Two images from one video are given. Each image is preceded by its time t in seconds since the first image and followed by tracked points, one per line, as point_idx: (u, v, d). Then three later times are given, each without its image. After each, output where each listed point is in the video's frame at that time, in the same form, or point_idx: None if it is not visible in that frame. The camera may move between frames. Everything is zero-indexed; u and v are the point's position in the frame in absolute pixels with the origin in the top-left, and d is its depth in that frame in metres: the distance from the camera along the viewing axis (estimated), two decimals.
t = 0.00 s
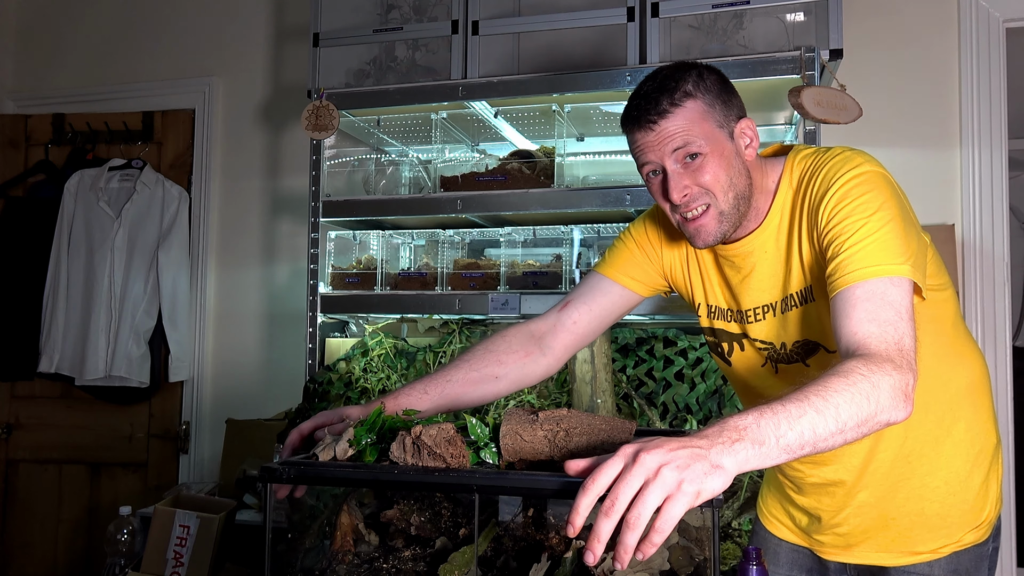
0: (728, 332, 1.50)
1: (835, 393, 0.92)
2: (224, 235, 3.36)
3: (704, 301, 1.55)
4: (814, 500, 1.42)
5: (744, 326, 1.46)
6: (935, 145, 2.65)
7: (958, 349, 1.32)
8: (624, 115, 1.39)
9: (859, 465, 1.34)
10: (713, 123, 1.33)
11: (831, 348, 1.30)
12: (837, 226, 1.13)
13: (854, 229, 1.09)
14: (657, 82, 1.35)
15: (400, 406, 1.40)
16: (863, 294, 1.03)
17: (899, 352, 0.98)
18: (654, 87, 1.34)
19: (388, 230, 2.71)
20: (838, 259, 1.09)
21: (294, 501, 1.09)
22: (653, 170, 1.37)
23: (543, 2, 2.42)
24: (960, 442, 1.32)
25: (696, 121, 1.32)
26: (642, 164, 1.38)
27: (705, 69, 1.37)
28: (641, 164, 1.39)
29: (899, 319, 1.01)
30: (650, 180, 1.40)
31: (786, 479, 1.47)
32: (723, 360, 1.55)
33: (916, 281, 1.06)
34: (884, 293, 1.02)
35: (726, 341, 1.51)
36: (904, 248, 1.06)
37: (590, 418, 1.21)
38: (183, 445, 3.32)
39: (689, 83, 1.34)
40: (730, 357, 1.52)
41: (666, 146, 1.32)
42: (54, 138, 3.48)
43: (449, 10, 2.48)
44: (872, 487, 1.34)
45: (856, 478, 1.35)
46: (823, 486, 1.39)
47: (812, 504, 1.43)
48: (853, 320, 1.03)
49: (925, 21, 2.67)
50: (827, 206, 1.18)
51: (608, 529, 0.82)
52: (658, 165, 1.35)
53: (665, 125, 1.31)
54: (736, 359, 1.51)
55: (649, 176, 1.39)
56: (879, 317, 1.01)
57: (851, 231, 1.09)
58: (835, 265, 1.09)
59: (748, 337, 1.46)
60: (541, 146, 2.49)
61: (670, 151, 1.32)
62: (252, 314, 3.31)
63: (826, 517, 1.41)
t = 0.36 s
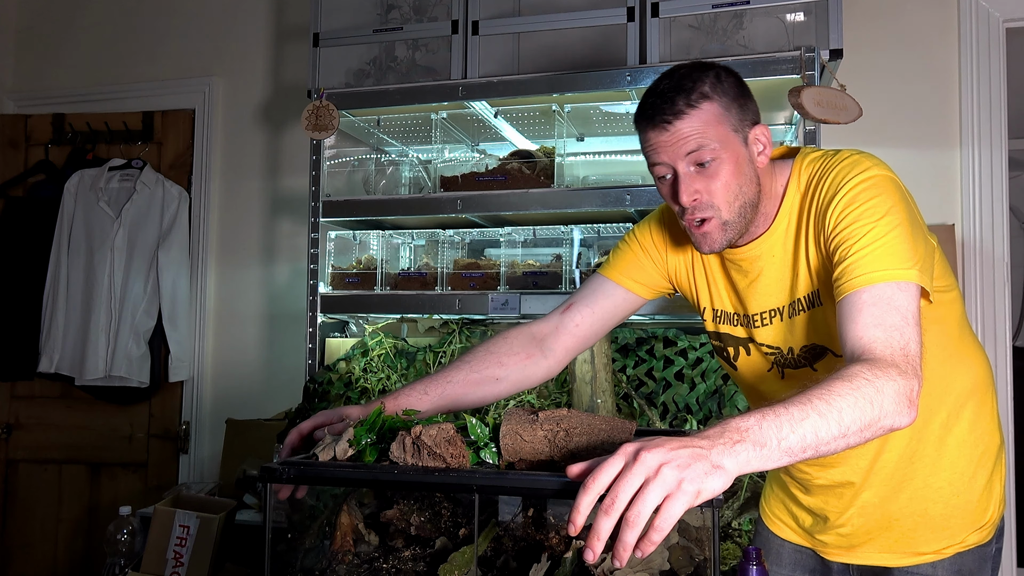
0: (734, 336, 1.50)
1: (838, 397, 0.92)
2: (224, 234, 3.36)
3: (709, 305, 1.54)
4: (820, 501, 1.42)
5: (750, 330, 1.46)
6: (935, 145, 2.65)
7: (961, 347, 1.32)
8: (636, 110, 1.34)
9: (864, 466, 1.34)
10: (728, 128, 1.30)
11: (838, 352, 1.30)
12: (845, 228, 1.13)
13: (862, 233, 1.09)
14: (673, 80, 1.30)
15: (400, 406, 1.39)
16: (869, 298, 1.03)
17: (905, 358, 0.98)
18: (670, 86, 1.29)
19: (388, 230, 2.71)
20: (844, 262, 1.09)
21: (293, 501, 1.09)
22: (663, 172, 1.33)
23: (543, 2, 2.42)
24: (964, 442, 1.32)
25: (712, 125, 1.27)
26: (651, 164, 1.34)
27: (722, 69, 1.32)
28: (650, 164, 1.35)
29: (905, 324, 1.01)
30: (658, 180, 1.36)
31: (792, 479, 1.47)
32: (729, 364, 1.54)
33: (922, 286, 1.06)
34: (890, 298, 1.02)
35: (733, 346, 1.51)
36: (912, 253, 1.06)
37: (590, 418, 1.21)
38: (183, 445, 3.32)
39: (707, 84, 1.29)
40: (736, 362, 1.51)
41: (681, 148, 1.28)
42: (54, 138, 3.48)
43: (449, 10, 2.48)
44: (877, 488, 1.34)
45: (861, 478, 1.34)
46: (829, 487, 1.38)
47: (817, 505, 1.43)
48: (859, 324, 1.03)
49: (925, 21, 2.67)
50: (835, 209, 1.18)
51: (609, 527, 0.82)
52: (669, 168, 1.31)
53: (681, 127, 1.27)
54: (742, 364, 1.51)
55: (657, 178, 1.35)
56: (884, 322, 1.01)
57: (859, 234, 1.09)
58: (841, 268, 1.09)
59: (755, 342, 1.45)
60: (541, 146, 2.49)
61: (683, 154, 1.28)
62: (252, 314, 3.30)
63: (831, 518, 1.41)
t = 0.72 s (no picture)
0: (740, 344, 1.47)
1: (839, 411, 0.95)
2: (224, 234, 3.36)
3: (714, 313, 1.51)
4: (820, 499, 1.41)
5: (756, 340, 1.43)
6: (935, 144, 2.65)
7: (958, 348, 1.33)
8: (678, 104, 1.27)
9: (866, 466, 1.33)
10: (773, 139, 1.24)
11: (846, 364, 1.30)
12: (856, 244, 1.14)
13: (874, 249, 1.10)
14: (725, 79, 1.24)
15: (400, 406, 1.42)
16: (879, 318, 1.05)
17: (908, 381, 1.01)
18: (721, 87, 1.23)
19: (388, 230, 2.71)
20: (855, 279, 1.11)
21: (293, 500, 1.10)
22: (698, 175, 1.26)
23: (543, 3, 2.42)
24: (962, 441, 1.32)
25: (758, 134, 1.22)
26: (686, 165, 1.27)
27: (773, 78, 1.27)
28: (683, 164, 1.28)
29: (912, 346, 1.04)
30: (689, 183, 1.29)
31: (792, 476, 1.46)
32: (735, 372, 1.52)
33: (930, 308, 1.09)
34: (899, 319, 1.05)
35: (738, 354, 1.49)
36: (923, 274, 1.08)
37: (590, 418, 1.22)
38: (183, 445, 3.32)
39: (759, 91, 1.23)
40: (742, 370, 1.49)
41: (724, 153, 1.21)
42: (54, 138, 3.48)
43: (449, 10, 2.48)
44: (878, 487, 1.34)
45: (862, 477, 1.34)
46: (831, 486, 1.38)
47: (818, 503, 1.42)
48: (865, 343, 1.05)
49: (926, 21, 2.67)
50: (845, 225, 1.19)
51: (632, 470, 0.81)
52: (705, 171, 1.25)
53: (726, 132, 1.21)
54: (747, 371, 1.49)
55: (690, 180, 1.29)
56: (892, 344, 1.04)
57: (871, 250, 1.11)
58: (851, 286, 1.11)
59: (761, 351, 1.43)
60: (541, 145, 2.48)
61: (724, 161, 1.22)
62: (253, 314, 3.30)
63: (830, 517, 1.40)
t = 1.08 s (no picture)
0: (730, 341, 1.44)
1: (835, 408, 0.95)
2: (224, 234, 3.36)
3: (701, 311, 1.48)
4: (797, 497, 1.40)
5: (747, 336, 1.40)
6: (935, 145, 2.65)
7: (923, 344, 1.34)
8: (728, 76, 1.23)
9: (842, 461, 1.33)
10: (814, 131, 1.23)
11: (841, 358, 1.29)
12: (854, 239, 1.16)
13: (874, 244, 1.13)
14: (781, 61, 1.21)
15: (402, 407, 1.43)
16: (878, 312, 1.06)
17: (902, 376, 1.03)
18: (777, 67, 1.20)
19: (388, 230, 2.71)
20: (854, 272, 1.13)
21: (294, 500, 1.10)
22: (738, 152, 1.23)
23: (543, 3, 2.42)
24: (929, 433, 1.34)
25: (805, 121, 1.20)
26: (726, 140, 1.24)
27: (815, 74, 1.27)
28: (722, 138, 1.24)
29: (907, 341, 1.06)
30: (723, 160, 1.26)
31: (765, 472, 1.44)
32: (723, 370, 1.48)
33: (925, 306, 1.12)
34: (897, 315, 1.07)
35: (727, 351, 1.45)
36: (920, 271, 1.11)
37: (590, 417, 1.23)
38: (183, 445, 3.32)
39: (810, 79, 1.22)
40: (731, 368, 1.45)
41: (772, 133, 1.19)
42: (54, 138, 3.48)
43: (449, 10, 2.48)
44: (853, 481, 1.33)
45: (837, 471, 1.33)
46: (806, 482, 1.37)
47: (794, 502, 1.40)
48: (861, 338, 1.07)
49: (926, 21, 2.67)
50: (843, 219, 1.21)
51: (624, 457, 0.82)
52: (747, 149, 1.22)
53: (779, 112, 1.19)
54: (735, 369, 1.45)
55: (726, 156, 1.25)
56: (889, 338, 1.06)
57: (870, 245, 1.13)
58: (849, 279, 1.13)
59: (752, 348, 1.40)
60: (541, 145, 2.47)
61: (770, 141, 1.20)
62: (253, 314, 3.30)
63: (807, 514, 1.39)
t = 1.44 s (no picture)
0: (673, 350, 1.42)
1: (825, 416, 0.95)
2: (224, 234, 3.36)
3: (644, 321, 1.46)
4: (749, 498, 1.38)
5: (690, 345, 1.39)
6: (935, 145, 2.65)
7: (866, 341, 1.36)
8: (653, 86, 1.19)
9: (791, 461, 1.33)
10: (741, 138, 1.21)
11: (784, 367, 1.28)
12: (799, 254, 1.15)
13: (820, 257, 1.12)
14: (705, 70, 1.18)
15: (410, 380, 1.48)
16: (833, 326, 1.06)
17: (869, 386, 1.03)
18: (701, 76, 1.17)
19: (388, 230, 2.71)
20: (802, 288, 1.12)
21: (293, 501, 1.09)
22: (665, 163, 1.20)
23: (543, 3, 2.42)
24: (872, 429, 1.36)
25: (731, 129, 1.18)
26: (652, 151, 1.20)
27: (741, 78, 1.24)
28: (648, 149, 1.21)
29: (866, 352, 1.06)
30: (653, 171, 1.22)
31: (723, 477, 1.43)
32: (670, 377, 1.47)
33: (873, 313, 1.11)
34: (852, 327, 1.06)
35: (672, 361, 1.44)
36: (864, 279, 1.10)
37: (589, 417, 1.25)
38: (183, 445, 3.32)
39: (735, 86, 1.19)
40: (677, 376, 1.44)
41: (698, 144, 1.16)
42: (55, 138, 3.48)
43: (449, 10, 2.48)
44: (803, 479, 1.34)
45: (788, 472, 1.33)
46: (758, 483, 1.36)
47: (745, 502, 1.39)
48: (821, 353, 1.06)
49: (926, 21, 2.67)
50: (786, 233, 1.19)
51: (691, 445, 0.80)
52: (676, 161, 1.19)
53: (704, 122, 1.16)
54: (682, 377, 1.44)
55: (653, 167, 1.22)
56: (850, 350, 1.05)
57: (815, 260, 1.12)
58: (798, 296, 1.12)
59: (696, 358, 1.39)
60: (541, 145, 2.51)
61: (697, 152, 1.17)
62: (252, 314, 3.31)
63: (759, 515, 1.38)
